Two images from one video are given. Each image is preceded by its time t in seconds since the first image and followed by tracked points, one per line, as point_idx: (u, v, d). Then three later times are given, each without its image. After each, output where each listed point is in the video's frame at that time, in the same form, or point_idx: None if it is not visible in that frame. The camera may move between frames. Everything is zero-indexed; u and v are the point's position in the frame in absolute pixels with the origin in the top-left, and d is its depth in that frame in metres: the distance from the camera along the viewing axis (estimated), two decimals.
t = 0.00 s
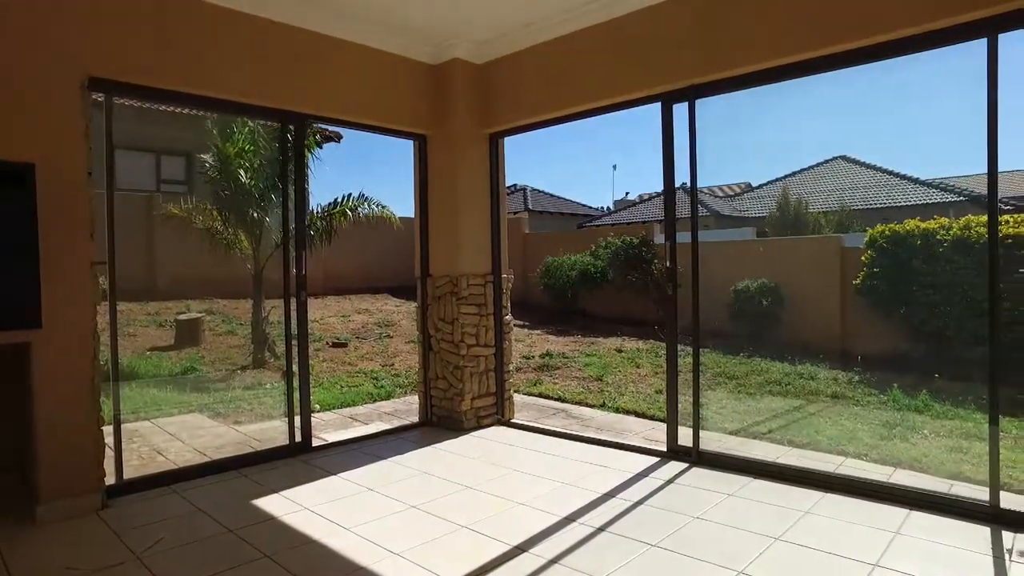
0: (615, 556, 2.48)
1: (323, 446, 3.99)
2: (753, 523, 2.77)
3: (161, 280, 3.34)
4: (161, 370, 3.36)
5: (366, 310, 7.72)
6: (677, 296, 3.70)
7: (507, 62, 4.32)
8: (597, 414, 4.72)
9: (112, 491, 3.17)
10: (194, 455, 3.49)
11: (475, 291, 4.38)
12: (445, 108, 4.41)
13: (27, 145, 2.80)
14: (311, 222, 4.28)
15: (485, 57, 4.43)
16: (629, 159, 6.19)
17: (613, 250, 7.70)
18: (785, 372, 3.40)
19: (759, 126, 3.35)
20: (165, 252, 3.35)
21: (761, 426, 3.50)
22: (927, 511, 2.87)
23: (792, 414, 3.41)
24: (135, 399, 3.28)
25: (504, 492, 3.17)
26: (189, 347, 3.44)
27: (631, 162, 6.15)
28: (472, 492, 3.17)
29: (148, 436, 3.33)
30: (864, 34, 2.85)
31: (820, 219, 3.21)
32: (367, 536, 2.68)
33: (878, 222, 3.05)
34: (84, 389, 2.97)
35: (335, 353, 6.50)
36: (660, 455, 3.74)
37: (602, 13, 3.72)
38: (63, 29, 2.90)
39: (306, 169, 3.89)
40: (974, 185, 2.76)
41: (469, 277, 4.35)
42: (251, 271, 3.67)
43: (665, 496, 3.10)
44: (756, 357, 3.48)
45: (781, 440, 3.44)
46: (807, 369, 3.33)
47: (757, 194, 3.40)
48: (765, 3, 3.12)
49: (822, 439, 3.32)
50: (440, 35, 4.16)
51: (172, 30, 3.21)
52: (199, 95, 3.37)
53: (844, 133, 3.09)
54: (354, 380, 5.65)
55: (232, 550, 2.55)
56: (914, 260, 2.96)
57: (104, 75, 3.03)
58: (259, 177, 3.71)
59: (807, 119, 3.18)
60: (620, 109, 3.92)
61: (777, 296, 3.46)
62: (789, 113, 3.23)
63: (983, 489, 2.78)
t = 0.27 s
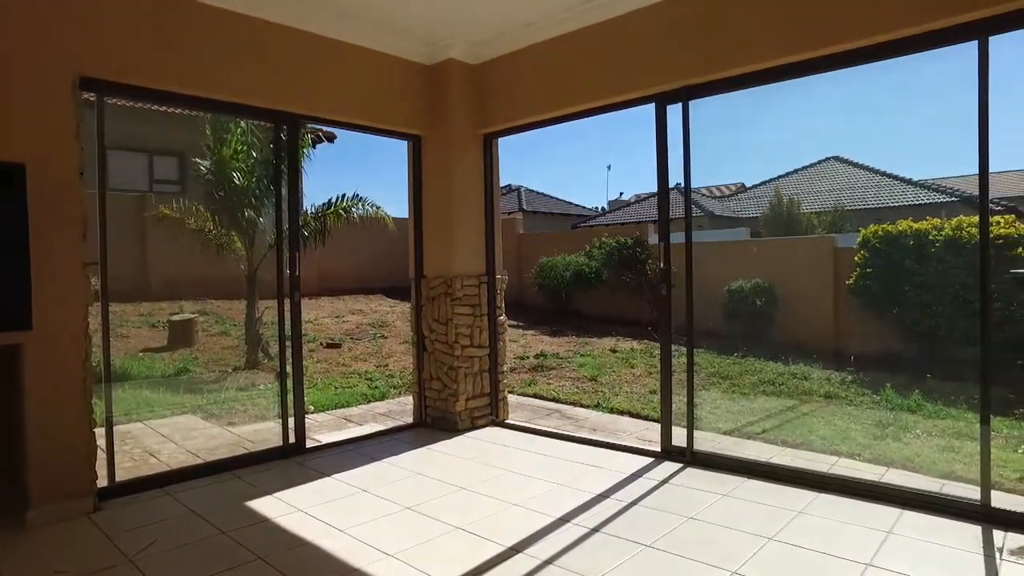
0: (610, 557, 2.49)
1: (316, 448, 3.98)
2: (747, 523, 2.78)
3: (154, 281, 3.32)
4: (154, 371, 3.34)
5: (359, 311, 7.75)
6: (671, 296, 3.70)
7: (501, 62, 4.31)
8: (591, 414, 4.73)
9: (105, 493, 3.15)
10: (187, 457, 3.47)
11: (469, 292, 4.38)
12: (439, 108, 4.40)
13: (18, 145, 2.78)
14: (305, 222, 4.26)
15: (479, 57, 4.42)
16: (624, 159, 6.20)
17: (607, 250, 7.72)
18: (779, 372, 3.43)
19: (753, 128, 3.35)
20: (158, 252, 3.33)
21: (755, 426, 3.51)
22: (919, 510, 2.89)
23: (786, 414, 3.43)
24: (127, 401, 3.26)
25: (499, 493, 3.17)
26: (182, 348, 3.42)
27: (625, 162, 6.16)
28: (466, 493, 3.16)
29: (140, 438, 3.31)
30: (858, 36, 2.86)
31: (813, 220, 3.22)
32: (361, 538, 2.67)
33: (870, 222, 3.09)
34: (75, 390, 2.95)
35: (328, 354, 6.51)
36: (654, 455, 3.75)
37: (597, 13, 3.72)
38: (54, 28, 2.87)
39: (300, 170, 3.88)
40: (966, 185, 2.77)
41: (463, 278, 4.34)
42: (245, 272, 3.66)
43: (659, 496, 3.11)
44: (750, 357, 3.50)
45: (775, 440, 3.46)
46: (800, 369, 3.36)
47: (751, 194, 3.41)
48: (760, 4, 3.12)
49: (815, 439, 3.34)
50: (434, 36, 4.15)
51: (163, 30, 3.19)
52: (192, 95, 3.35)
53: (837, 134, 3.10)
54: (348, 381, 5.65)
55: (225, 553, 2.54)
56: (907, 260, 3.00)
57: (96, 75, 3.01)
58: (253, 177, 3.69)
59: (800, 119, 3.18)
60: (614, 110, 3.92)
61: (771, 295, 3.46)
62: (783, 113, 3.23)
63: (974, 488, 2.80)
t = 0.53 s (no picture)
0: (604, 557, 2.49)
1: (311, 448, 3.97)
2: (740, 523, 2.79)
3: (146, 282, 3.31)
4: (147, 372, 3.33)
5: (353, 311, 7.77)
6: (665, 296, 3.72)
7: (496, 63, 4.31)
8: (585, 414, 4.74)
9: (97, 495, 3.14)
10: (181, 458, 3.46)
11: (463, 292, 4.38)
12: (433, 108, 4.40)
13: (9, 145, 2.77)
14: (300, 223, 4.26)
15: (474, 58, 4.42)
16: (618, 160, 6.21)
17: (601, 250, 7.74)
18: (773, 371, 3.43)
19: (745, 128, 3.37)
20: (150, 253, 3.32)
21: (748, 425, 3.52)
22: (911, 509, 2.91)
23: (780, 413, 3.43)
24: (120, 402, 3.24)
25: (493, 494, 3.17)
26: (175, 349, 3.41)
27: (620, 162, 6.17)
28: (461, 494, 3.16)
29: (133, 439, 3.29)
30: (850, 37, 2.87)
31: (805, 220, 3.24)
32: (354, 539, 2.67)
33: (864, 222, 3.06)
34: (67, 392, 2.94)
35: (322, 355, 6.51)
36: (648, 455, 3.76)
37: (591, 14, 3.72)
38: (45, 27, 2.85)
39: (294, 171, 3.88)
40: (957, 185, 2.79)
41: (457, 279, 4.34)
42: (238, 273, 3.65)
43: (653, 496, 3.11)
44: (743, 357, 3.51)
45: (768, 440, 3.46)
46: (794, 369, 3.35)
47: (744, 195, 3.42)
48: (753, 6, 3.13)
49: (809, 438, 3.34)
50: (429, 36, 4.15)
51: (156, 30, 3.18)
52: (185, 95, 3.34)
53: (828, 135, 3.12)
54: (342, 382, 5.65)
55: (219, 555, 2.53)
56: (899, 260, 2.97)
57: (87, 75, 2.99)
58: (246, 177, 3.68)
59: (792, 119, 3.19)
60: (608, 111, 3.93)
61: (765, 295, 3.46)
62: (776, 114, 3.25)
63: (966, 487, 2.82)
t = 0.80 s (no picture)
0: (599, 557, 2.49)
1: (305, 449, 3.96)
2: (735, 522, 2.79)
3: (140, 282, 3.29)
4: (140, 373, 3.31)
5: (347, 311, 7.77)
6: (660, 296, 3.72)
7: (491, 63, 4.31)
8: (580, 414, 4.74)
9: (89, 497, 3.12)
10: (174, 459, 3.45)
11: (458, 293, 4.37)
12: (428, 108, 4.39)
13: None
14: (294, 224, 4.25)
15: (469, 58, 4.42)
16: (613, 160, 6.22)
17: (596, 250, 7.75)
18: (767, 371, 3.44)
19: (740, 129, 3.37)
20: (144, 253, 3.30)
21: (743, 425, 3.52)
22: (904, 508, 2.92)
23: (774, 413, 3.43)
24: (112, 404, 3.23)
25: (488, 494, 3.17)
26: (169, 350, 3.40)
27: (615, 162, 6.19)
28: (456, 494, 3.16)
29: (126, 441, 3.28)
30: (845, 38, 2.88)
31: (800, 220, 3.23)
32: (349, 540, 2.66)
33: (857, 223, 3.08)
34: (60, 393, 2.92)
35: (316, 355, 6.51)
36: (643, 455, 3.76)
37: (587, 14, 3.72)
38: (37, 26, 2.83)
39: (289, 172, 3.86)
40: (950, 186, 2.79)
41: (452, 279, 4.33)
42: (232, 273, 3.64)
43: (648, 496, 3.12)
44: (738, 357, 3.52)
45: (763, 440, 3.47)
46: (788, 368, 3.37)
47: (738, 195, 3.41)
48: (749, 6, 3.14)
49: (803, 438, 3.35)
50: (425, 36, 4.14)
51: (150, 29, 3.16)
52: (179, 95, 3.32)
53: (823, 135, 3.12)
54: (337, 382, 5.64)
55: (213, 557, 2.52)
56: (893, 260, 2.98)
57: (79, 74, 2.97)
58: (240, 177, 3.66)
59: (789, 120, 3.20)
60: (603, 111, 3.93)
61: (759, 295, 3.47)
62: (771, 114, 3.25)
63: (960, 486, 2.83)
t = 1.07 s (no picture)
0: (594, 557, 2.49)
1: (300, 450, 3.95)
2: (730, 522, 2.80)
3: (133, 282, 3.28)
4: (134, 374, 3.30)
5: (342, 311, 7.77)
6: (655, 296, 3.74)
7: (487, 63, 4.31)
8: (576, 414, 4.75)
9: (83, 498, 3.11)
10: (169, 460, 3.43)
11: (453, 293, 4.37)
12: (423, 108, 4.38)
13: None
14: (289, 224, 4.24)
15: (465, 58, 4.41)
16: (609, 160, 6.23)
17: (591, 250, 7.76)
18: (761, 371, 3.42)
19: (735, 129, 3.37)
20: (137, 253, 3.29)
21: (738, 425, 3.53)
22: (896, 507, 2.94)
23: (769, 412, 3.44)
24: (106, 404, 3.22)
25: (484, 494, 3.17)
26: (163, 350, 3.38)
27: (611, 162, 6.19)
28: (451, 495, 3.15)
29: (120, 442, 3.27)
30: (840, 39, 2.89)
31: (795, 220, 3.25)
32: (344, 540, 2.65)
33: (852, 223, 3.07)
34: (52, 395, 2.91)
35: (311, 355, 6.50)
36: (638, 455, 3.77)
37: (584, 13, 3.72)
38: (30, 25, 2.82)
39: (282, 172, 3.85)
40: (943, 185, 2.82)
41: (447, 279, 4.33)
42: (227, 273, 3.62)
43: (643, 496, 3.12)
44: (732, 357, 3.51)
45: (757, 439, 3.47)
46: (783, 368, 3.36)
47: (732, 195, 3.42)
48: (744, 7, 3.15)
49: (798, 438, 3.35)
50: (421, 36, 4.14)
51: (144, 28, 3.15)
52: (173, 94, 3.31)
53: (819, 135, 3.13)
54: (332, 382, 5.63)
55: (207, 558, 2.51)
56: (887, 260, 2.98)
57: (73, 74, 2.96)
58: (234, 177, 3.65)
59: (786, 120, 3.20)
60: (598, 112, 3.94)
61: (754, 295, 3.40)
62: (767, 114, 3.26)
63: (953, 485, 2.85)
